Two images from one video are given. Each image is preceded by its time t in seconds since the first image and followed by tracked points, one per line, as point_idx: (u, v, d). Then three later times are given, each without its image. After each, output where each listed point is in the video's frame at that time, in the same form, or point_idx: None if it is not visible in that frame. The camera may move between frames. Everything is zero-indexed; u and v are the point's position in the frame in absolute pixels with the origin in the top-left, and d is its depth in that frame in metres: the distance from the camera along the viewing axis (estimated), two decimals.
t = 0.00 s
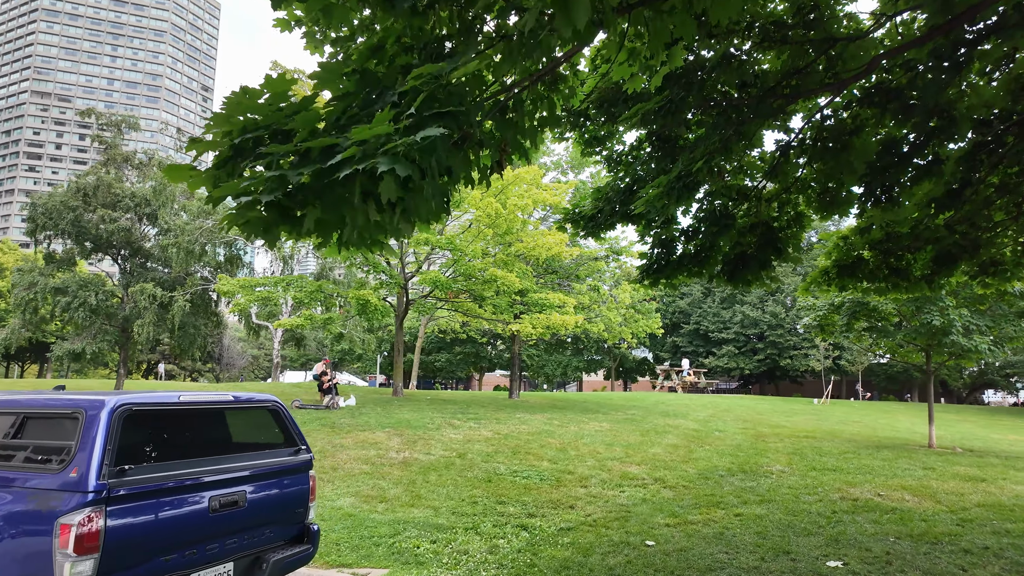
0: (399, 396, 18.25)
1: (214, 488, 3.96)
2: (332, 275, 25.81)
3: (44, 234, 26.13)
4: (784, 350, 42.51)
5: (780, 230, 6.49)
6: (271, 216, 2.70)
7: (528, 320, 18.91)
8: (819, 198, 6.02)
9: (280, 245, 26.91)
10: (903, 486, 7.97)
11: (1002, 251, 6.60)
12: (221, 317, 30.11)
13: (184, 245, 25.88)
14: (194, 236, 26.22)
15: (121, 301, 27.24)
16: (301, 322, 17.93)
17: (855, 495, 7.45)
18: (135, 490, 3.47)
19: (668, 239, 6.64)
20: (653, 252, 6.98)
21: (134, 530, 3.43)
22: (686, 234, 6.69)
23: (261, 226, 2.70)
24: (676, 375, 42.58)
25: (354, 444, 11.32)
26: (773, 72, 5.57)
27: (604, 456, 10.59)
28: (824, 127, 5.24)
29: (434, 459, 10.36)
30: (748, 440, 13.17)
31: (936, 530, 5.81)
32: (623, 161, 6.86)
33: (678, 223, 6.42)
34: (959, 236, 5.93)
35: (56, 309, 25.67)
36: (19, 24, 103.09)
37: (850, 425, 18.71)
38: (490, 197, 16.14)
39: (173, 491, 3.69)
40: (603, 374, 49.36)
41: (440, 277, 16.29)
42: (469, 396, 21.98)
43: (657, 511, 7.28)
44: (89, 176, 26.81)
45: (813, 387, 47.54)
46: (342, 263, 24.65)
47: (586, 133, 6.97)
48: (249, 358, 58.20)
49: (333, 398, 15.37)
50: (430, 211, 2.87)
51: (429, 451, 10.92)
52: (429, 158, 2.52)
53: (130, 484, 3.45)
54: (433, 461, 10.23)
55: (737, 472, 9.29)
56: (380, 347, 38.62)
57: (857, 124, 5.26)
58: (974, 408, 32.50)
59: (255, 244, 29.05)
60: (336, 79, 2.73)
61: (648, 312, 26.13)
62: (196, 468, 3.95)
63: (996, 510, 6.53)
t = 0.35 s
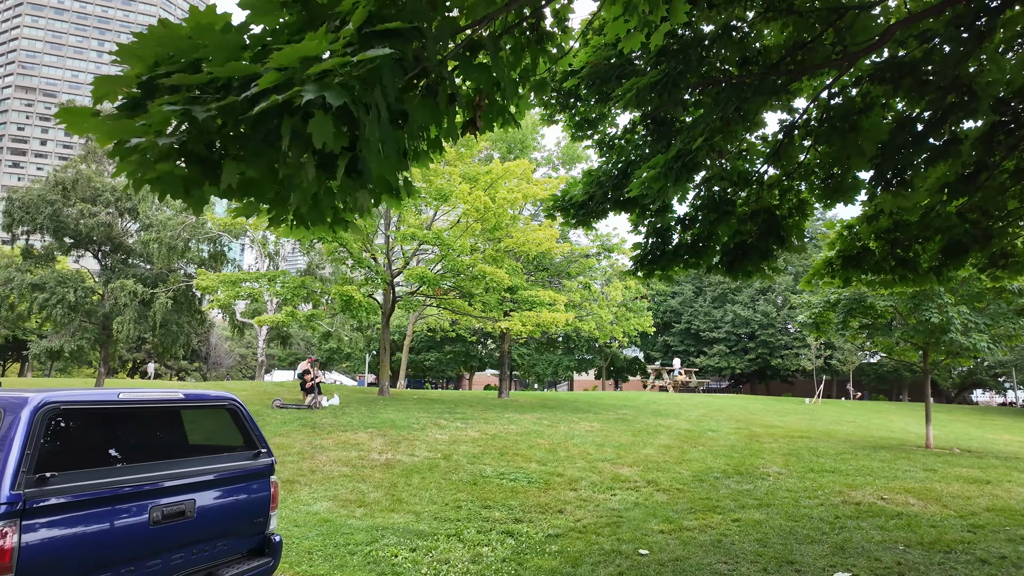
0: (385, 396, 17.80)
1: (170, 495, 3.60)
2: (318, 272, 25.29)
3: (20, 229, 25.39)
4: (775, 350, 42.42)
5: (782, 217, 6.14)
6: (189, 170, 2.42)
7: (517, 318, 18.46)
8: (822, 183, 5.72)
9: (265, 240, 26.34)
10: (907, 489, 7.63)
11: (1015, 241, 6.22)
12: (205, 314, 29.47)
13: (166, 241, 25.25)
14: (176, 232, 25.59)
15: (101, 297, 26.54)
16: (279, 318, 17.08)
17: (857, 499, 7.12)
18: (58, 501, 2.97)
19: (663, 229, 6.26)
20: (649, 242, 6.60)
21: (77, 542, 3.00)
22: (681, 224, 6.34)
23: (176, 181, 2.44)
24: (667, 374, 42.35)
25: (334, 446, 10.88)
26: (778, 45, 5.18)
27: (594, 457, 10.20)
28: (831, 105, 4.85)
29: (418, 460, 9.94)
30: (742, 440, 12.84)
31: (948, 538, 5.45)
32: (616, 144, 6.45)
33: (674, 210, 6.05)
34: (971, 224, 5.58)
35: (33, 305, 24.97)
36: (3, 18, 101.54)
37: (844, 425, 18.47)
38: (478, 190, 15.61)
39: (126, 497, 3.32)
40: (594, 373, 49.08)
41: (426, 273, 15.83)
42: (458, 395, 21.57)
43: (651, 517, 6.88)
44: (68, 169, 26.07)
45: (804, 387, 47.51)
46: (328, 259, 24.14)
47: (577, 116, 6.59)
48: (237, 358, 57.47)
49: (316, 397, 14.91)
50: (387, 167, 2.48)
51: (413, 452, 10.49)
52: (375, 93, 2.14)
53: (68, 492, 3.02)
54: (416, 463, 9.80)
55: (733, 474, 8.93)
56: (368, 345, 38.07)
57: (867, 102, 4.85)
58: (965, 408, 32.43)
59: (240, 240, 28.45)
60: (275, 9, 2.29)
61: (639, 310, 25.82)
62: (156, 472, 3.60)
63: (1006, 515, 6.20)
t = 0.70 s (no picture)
0: (370, 397, 17.36)
1: (126, 513, 3.28)
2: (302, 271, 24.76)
3: None
4: (766, 350, 42.30)
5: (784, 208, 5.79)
6: (66, 129, 2.12)
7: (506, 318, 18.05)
8: (825, 173, 5.45)
9: (249, 239, 25.77)
10: (908, 496, 7.30)
11: None
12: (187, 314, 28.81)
13: (147, 239, 24.59)
14: (158, 229, 24.94)
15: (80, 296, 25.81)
16: (260, 319, 16.54)
17: (857, 508, 6.77)
18: None
19: (655, 221, 5.94)
20: (642, 237, 6.21)
21: (7, 569, 2.64)
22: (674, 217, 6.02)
23: (46, 136, 2.12)
24: (658, 374, 42.08)
25: (313, 451, 10.45)
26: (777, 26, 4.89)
27: (583, 462, 9.83)
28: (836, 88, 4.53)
29: (400, 466, 9.53)
30: (734, 443, 12.51)
31: (958, 552, 5.12)
32: (605, 132, 6.05)
33: (666, 201, 5.76)
34: (980, 219, 5.23)
35: (9, 304, 24.21)
36: None
37: (836, 426, 18.22)
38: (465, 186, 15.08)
39: (77, 515, 3.02)
40: (585, 374, 48.75)
41: (411, 271, 15.40)
42: (445, 397, 21.15)
43: (642, 528, 6.49)
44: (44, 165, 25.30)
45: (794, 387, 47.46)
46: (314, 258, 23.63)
47: (563, 102, 6.26)
48: (224, 358, 56.69)
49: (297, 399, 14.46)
50: (310, 121, 2.13)
51: (395, 457, 10.05)
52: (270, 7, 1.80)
53: (9, 511, 2.72)
54: (397, 469, 9.37)
55: (727, 480, 8.57)
56: (356, 345, 37.50)
57: (873, 85, 4.54)
58: (956, 408, 32.34)
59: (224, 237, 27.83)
60: None
61: (630, 310, 25.53)
62: (111, 487, 3.30)
63: (1016, 526, 5.87)
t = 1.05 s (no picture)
0: (351, 398, 16.88)
1: (54, 528, 2.89)
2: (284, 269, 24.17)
3: None
4: (754, 350, 42.18)
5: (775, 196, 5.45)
6: None
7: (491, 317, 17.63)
8: (819, 160, 5.16)
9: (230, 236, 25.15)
10: (904, 501, 6.98)
11: None
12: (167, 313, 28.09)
13: (123, 235, 23.89)
14: (135, 226, 24.23)
15: (54, 295, 25.02)
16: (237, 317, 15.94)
17: (851, 514, 6.45)
18: None
19: (639, 210, 5.57)
20: (625, 227, 5.80)
21: None
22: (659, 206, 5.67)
23: None
24: (647, 374, 41.82)
25: (284, 454, 9.99)
26: None
27: (567, 465, 9.45)
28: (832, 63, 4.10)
29: (374, 471, 9.09)
30: (723, 445, 12.18)
31: (961, 564, 4.80)
32: (586, 114, 5.63)
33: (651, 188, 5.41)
34: (983, 209, 4.94)
35: None
36: None
37: (825, 426, 18.00)
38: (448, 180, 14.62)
39: None
40: (573, 373, 48.42)
41: (392, 268, 14.94)
42: (430, 397, 20.71)
43: (625, 537, 6.09)
44: (16, 159, 24.48)
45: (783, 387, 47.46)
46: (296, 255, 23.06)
47: (541, 80, 5.85)
48: (208, 359, 55.76)
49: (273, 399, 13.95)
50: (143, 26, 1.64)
51: (370, 461, 9.62)
52: None
53: None
54: (371, 474, 8.93)
55: (715, 484, 8.22)
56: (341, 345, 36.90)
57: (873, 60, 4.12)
58: (943, 408, 32.32)
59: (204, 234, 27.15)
60: None
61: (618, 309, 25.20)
62: (33, 500, 2.90)
63: (1018, 534, 5.56)
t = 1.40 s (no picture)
0: (335, 399, 16.42)
1: None
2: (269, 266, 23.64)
3: None
4: (746, 350, 42.04)
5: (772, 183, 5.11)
6: None
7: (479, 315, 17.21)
8: (821, 145, 4.84)
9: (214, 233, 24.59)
10: (906, 507, 6.66)
11: None
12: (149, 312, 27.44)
13: (104, 231, 23.26)
14: (116, 221, 23.63)
15: (32, 292, 24.33)
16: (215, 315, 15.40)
17: (852, 521, 6.11)
18: None
19: (630, 197, 5.18)
20: (613, 216, 5.43)
21: None
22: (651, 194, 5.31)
23: None
24: (638, 374, 41.56)
25: (260, 457, 9.56)
26: None
27: (554, 468, 9.08)
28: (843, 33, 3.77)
29: (352, 475, 8.68)
30: (716, 447, 11.85)
31: None
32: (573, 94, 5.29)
33: (642, 172, 5.04)
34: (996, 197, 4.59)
35: None
36: None
37: (819, 427, 17.76)
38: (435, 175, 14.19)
39: None
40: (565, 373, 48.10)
41: (377, 264, 14.50)
42: (417, 397, 20.29)
43: (614, 547, 5.71)
44: None
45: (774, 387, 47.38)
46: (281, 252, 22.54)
47: (526, 59, 5.50)
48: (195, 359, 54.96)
49: (252, 399, 13.49)
50: None
51: (349, 465, 9.20)
52: None
53: None
54: (349, 479, 8.51)
55: (709, 488, 7.87)
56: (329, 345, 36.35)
57: (887, 31, 3.80)
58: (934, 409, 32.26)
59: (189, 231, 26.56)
60: None
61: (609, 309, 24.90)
62: None
63: None
